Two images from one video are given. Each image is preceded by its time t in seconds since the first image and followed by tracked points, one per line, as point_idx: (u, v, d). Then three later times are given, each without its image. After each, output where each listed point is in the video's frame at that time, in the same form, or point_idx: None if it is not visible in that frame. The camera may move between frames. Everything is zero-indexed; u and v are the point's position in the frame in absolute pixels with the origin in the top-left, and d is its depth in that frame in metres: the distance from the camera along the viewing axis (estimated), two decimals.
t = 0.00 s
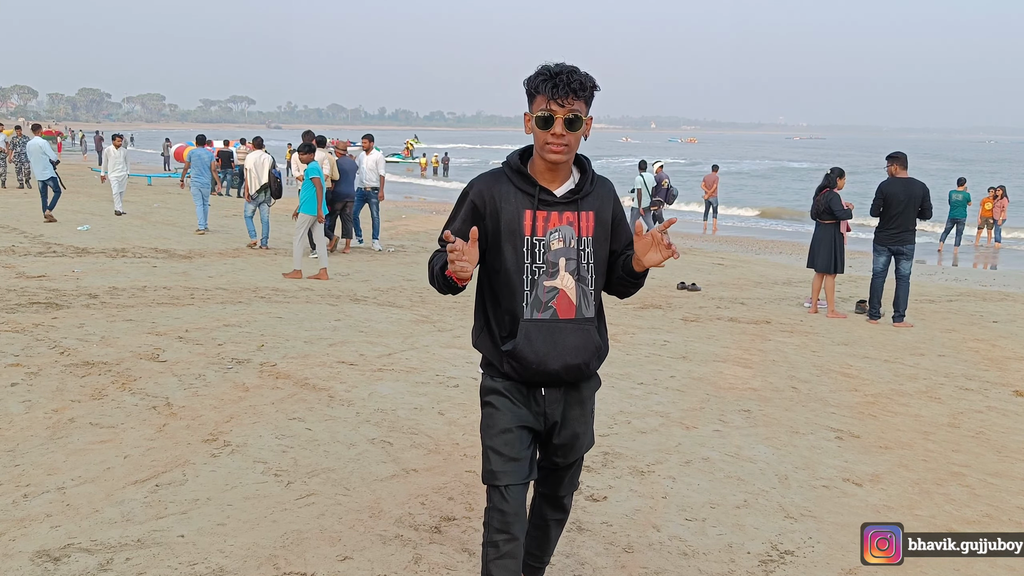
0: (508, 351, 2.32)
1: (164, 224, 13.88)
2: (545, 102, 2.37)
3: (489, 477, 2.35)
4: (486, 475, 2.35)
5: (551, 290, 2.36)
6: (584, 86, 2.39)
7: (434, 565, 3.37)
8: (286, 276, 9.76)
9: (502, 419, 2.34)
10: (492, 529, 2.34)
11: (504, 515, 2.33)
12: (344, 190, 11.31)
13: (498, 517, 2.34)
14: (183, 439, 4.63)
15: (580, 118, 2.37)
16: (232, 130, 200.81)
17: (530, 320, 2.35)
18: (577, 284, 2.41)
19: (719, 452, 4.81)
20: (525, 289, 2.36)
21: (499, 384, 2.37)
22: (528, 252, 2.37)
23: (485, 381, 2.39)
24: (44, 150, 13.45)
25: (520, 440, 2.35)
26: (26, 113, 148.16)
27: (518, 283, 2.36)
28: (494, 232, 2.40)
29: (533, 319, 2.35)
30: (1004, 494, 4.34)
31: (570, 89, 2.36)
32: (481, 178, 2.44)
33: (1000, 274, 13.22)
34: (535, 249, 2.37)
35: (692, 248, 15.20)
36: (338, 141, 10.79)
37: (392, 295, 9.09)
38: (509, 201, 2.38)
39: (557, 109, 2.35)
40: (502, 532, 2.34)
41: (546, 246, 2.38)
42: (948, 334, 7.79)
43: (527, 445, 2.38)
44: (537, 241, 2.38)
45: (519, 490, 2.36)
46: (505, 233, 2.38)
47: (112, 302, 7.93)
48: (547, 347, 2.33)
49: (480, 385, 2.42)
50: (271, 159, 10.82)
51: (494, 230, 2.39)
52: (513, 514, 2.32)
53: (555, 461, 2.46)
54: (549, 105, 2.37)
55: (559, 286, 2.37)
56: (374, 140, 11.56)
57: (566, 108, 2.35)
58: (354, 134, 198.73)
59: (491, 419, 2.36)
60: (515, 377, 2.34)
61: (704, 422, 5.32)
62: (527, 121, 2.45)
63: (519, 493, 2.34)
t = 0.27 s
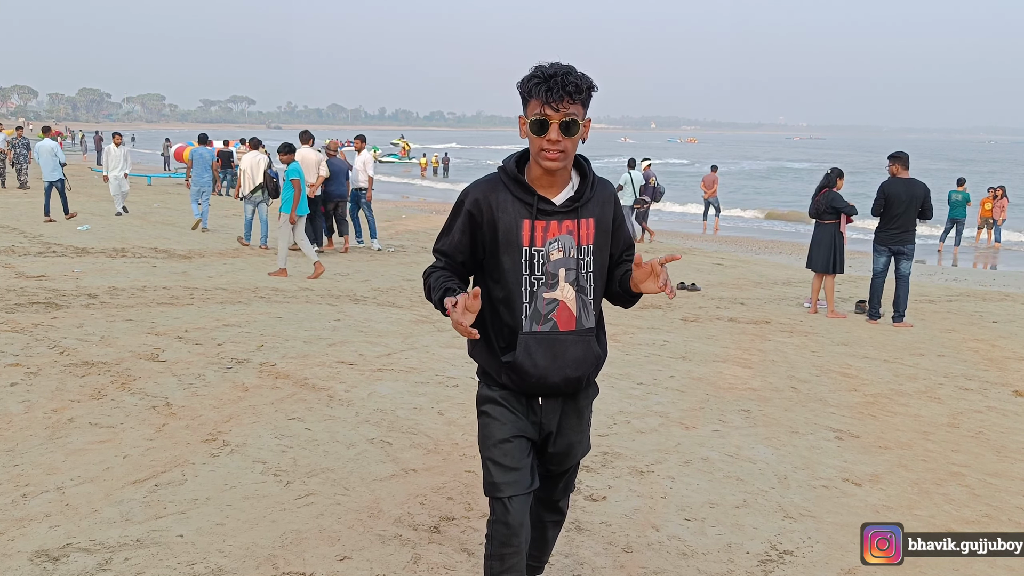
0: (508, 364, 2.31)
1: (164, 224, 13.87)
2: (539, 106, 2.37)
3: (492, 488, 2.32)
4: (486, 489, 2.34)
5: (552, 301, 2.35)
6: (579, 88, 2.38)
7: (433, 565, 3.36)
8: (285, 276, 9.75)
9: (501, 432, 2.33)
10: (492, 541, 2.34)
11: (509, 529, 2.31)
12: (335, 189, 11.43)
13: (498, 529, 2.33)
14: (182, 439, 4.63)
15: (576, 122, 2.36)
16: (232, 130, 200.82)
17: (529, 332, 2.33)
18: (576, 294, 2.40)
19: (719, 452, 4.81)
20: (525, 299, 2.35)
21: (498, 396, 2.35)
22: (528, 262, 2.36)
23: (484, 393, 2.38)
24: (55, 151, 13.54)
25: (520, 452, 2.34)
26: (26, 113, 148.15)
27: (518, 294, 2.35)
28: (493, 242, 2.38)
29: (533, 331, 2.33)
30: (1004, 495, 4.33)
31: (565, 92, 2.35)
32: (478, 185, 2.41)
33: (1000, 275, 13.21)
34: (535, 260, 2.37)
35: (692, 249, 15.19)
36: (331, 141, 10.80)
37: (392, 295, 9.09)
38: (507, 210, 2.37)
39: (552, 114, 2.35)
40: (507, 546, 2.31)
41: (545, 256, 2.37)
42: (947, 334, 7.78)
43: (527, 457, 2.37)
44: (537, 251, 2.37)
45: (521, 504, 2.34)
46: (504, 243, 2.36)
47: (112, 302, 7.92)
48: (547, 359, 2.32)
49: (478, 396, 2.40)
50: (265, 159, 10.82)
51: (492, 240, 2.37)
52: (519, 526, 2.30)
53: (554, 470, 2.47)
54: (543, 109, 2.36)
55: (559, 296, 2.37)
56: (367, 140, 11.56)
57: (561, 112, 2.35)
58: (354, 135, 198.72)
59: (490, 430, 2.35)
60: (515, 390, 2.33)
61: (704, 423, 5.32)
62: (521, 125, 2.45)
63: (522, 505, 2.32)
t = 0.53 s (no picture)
0: (508, 366, 2.29)
1: (164, 224, 13.86)
2: (538, 96, 2.36)
3: (490, 496, 2.33)
4: (486, 496, 2.33)
5: (553, 300, 2.34)
6: (577, 77, 2.37)
7: (432, 565, 3.36)
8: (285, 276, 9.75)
9: (501, 437, 2.32)
10: (492, 550, 2.35)
11: (507, 537, 2.32)
12: (329, 188, 11.54)
13: (497, 537, 2.34)
14: (182, 439, 4.62)
15: (575, 112, 2.35)
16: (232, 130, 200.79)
17: (530, 332, 2.31)
18: (577, 292, 2.40)
19: (719, 452, 4.81)
20: (525, 299, 2.33)
21: (497, 401, 2.33)
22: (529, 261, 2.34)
23: (483, 398, 2.36)
24: (66, 152, 13.63)
25: (519, 458, 2.34)
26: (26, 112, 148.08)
27: (519, 294, 2.33)
28: (493, 240, 2.36)
29: (534, 331, 2.31)
30: (1004, 495, 4.33)
31: (563, 81, 2.35)
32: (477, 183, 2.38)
33: (1000, 275, 13.19)
34: (536, 258, 2.35)
35: (692, 249, 15.18)
36: (325, 142, 11.00)
37: (392, 295, 9.08)
38: (508, 207, 2.34)
39: (550, 103, 2.33)
40: (505, 554, 2.33)
41: (547, 254, 2.35)
42: (947, 334, 7.78)
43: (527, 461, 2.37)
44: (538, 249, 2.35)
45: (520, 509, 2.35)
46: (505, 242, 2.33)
47: (111, 302, 7.92)
48: (548, 361, 2.30)
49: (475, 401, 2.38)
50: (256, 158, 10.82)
51: (493, 238, 2.35)
52: (517, 535, 2.32)
53: (554, 473, 2.47)
54: (541, 99, 2.35)
55: (560, 294, 2.35)
56: (359, 140, 11.56)
57: (560, 101, 2.33)
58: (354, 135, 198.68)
59: (488, 437, 2.33)
60: (515, 393, 2.31)
61: (704, 423, 5.31)
62: (519, 118, 2.43)
63: (521, 514, 2.33)
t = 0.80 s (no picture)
0: (511, 365, 2.27)
1: (164, 224, 13.86)
2: (538, 84, 2.32)
3: (489, 501, 2.32)
4: (487, 499, 2.32)
5: (554, 294, 2.33)
6: (577, 64, 2.35)
7: (432, 565, 3.36)
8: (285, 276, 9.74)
9: (503, 438, 2.31)
10: (494, 556, 2.34)
11: (507, 541, 2.33)
12: (324, 188, 11.70)
13: (499, 542, 2.33)
14: (182, 439, 4.63)
15: (576, 100, 2.31)
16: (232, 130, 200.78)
17: (533, 328, 2.30)
18: (578, 287, 2.40)
19: (719, 452, 4.81)
20: (528, 294, 2.31)
21: (498, 403, 2.31)
22: (531, 255, 2.32)
23: (484, 399, 2.33)
24: (74, 151, 13.81)
25: (519, 460, 2.33)
26: (26, 112, 148.14)
27: (521, 288, 2.30)
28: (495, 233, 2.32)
29: (536, 327, 2.30)
30: (1004, 495, 4.33)
31: (564, 68, 2.31)
32: (477, 175, 2.34)
33: (1001, 275, 13.19)
34: (540, 251, 2.32)
35: (692, 249, 15.17)
36: (320, 141, 11.07)
37: (392, 295, 9.08)
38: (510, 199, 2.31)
39: (551, 91, 2.29)
40: (505, 558, 2.34)
41: (550, 247, 2.34)
42: (947, 335, 7.78)
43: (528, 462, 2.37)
44: (542, 241, 2.32)
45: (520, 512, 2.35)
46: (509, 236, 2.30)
47: (111, 302, 7.92)
48: (552, 358, 2.29)
49: (475, 403, 2.35)
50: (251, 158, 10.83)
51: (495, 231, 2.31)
52: (516, 539, 2.33)
53: (555, 473, 2.47)
54: (542, 87, 2.31)
55: (562, 289, 2.35)
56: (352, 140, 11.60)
57: (561, 89, 2.30)
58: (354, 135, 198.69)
59: (491, 440, 2.31)
60: (517, 392, 2.29)
61: (704, 423, 5.31)
62: (519, 111, 2.40)
63: (521, 517, 2.34)
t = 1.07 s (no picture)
0: (515, 369, 2.25)
1: (163, 224, 13.85)
2: (546, 88, 2.28)
3: (491, 507, 2.31)
4: (489, 505, 2.31)
5: (557, 297, 2.33)
6: (587, 69, 2.30)
7: (433, 566, 3.36)
8: (285, 277, 9.74)
9: (505, 443, 2.29)
10: (496, 560, 2.33)
11: (508, 546, 2.33)
12: (322, 188, 11.75)
13: (502, 547, 2.33)
14: (182, 439, 4.63)
15: (586, 105, 2.28)
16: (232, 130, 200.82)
17: (536, 331, 2.28)
18: (577, 288, 2.41)
19: (719, 453, 4.82)
20: (531, 297, 2.29)
21: (500, 408, 2.29)
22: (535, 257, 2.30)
23: (486, 404, 2.31)
24: (80, 153, 13.96)
25: (520, 465, 2.32)
26: (26, 113, 148.15)
27: (524, 291, 2.28)
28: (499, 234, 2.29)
29: (539, 330, 2.29)
30: (1004, 496, 4.33)
31: (575, 73, 2.27)
32: (483, 173, 2.28)
33: (1001, 275, 13.17)
34: (543, 253, 2.31)
35: (692, 249, 15.16)
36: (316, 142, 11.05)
37: (392, 296, 9.07)
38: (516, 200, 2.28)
39: (560, 96, 2.25)
40: (507, 562, 2.33)
41: (553, 250, 2.33)
42: (947, 335, 7.78)
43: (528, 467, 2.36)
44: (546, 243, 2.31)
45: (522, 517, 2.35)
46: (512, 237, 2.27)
47: (111, 303, 7.91)
48: (555, 360, 2.29)
49: (477, 408, 2.32)
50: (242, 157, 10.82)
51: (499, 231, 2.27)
52: (518, 544, 2.32)
53: (556, 475, 2.48)
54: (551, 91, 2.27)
55: (564, 292, 2.35)
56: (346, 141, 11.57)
57: (570, 94, 2.26)
58: (354, 135, 198.68)
59: (493, 445, 2.29)
60: (520, 397, 2.28)
61: (704, 423, 5.32)
62: (525, 111, 2.37)
63: (523, 521, 2.33)
